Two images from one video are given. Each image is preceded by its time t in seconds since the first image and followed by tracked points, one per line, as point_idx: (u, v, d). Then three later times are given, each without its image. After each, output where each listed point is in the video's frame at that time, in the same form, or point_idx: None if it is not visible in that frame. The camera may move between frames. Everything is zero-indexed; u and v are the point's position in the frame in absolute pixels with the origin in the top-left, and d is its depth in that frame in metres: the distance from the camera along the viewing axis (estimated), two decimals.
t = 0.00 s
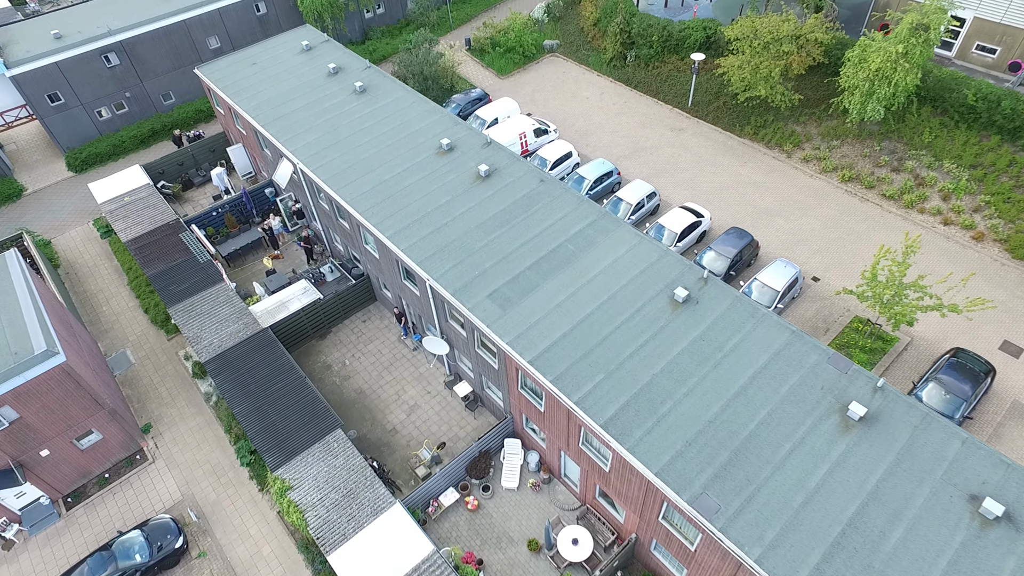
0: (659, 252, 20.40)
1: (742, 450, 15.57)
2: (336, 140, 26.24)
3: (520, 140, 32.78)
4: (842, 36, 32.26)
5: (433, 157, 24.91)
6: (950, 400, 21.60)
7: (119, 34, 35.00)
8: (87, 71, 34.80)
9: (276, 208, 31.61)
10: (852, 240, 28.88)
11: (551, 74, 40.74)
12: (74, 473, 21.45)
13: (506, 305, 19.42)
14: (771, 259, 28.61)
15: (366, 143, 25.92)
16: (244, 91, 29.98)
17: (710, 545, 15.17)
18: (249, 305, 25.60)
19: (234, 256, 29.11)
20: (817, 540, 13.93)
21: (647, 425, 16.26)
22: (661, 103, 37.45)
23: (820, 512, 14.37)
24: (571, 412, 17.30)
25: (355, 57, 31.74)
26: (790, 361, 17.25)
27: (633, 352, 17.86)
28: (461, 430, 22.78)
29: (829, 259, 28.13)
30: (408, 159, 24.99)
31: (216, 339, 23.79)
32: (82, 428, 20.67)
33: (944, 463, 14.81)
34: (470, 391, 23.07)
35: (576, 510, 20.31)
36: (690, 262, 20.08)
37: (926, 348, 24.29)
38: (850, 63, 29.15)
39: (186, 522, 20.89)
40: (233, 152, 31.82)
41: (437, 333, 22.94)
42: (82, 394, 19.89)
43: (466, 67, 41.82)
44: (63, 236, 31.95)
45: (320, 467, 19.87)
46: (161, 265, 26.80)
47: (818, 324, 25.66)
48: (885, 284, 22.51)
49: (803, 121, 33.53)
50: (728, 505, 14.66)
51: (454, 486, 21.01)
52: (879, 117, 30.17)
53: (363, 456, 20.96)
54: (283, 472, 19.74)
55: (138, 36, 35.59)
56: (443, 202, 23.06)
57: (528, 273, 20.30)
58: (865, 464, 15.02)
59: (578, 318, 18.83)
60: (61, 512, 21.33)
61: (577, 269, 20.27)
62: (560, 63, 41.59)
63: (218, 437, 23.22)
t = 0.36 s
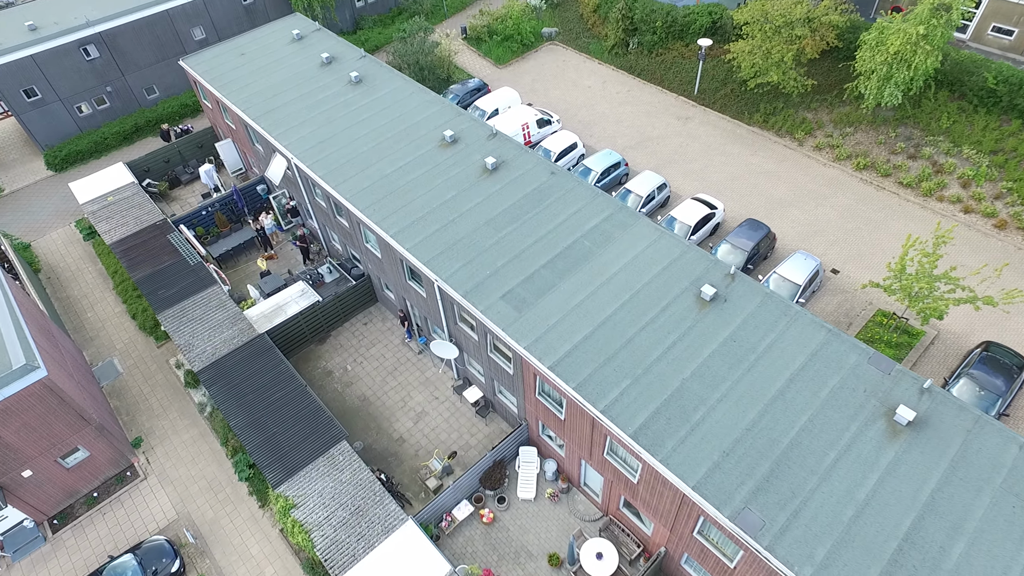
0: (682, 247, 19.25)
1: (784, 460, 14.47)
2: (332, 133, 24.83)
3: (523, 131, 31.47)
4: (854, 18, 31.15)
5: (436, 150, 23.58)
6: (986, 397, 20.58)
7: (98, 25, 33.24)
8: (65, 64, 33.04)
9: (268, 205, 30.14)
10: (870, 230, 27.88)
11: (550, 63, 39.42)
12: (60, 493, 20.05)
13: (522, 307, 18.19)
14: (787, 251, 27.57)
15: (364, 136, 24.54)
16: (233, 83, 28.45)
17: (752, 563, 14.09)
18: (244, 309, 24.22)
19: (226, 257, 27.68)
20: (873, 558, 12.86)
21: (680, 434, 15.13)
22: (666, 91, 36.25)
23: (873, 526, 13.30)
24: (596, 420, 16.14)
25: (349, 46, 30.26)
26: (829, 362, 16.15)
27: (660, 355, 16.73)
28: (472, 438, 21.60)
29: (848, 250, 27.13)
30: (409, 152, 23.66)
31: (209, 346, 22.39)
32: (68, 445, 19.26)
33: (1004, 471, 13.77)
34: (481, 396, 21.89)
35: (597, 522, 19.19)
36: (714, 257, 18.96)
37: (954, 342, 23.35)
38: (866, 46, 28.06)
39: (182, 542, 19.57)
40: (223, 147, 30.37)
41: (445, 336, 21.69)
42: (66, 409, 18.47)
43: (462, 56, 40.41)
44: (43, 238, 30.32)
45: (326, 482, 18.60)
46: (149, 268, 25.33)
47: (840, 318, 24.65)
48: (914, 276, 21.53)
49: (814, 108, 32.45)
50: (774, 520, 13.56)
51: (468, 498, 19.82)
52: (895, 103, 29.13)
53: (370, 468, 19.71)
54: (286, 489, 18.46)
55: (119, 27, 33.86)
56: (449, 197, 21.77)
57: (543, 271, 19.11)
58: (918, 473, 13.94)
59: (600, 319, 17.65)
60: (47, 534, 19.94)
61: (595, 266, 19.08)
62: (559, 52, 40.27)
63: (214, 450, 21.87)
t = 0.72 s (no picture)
0: (706, 245, 18.15)
1: (833, 475, 13.41)
2: (328, 130, 23.46)
3: (525, 125, 30.22)
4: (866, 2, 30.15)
5: (439, 146, 22.30)
6: None
7: (75, 19, 31.53)
8: (40, 61, 31.33)
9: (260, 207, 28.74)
10: (888, 221, 26.93)
11: (549, 54, 38.19)
12: (45, 521, 18.67)
13: (540, 313, 17.02)
14: (804, 246, 26.60)
15: (362, 132, 23.19)
16: (220, 78, 26.94)
17: None
18: (238, 317, 22.87)
19: (217, 262, 26.29)
20: None
21: (719, 448, 14.04)
22: (669, 81, 35.14)
23: (935, 546, 12.26)
24: (626, 434, 15.03)
25: (342, 38, 28.82)
26: (872, 366, 15.09)
27: (691, 362, 15.63)
28: (486, 450, 20.47)
29: (866, 243, 26.20)
30: (411, 148, 22.37)
31: (203, 359, 21.03)
32: (53, 471, 17.88)
33: None
34: (493, 405, 20.76)
35: (623, 538, 18.13)
36: (742, 255, 17.88)
37: (982, 338, 22.47)
38: (882, 31, 27.03)
39: (179, 571, 18.28)
40: (211, 146, 28.91)
41: (455, 342, 20.49)
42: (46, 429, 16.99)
43: (457, 48, 39.07)
44: (22, 245, 28.71)
45: (334, 504, 17.38)
46: (136, 276, 23.89)
47: (863, 314, 23.68)
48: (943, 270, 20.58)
49: (824, 96, 31.46)
50: (827, 542, 12.51)
51: (484, 516, 18.69)
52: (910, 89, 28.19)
53: (379, 487, 18.50)
54: (291, 513, 17.21)
55: (97, 21, 32.16)
56: (456, 195, 20.53)
57: (560, 273, 17.95)
58: (978, 486, 12.91)
59: (625, 324, 16.52)
60: (32, 566, 18.56)
61: (615, 267, 17.94)
62: (557, 42, 39.04)
63: (211, 469, 20.56)
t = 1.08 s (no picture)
0: (730, 248, 17.15)
1: (890, 493, 12.37)
2: (320, 135, 22.17)
3: (523, 125, 29.10)
4: None
5: (439, 149, 21.11)
6: None
7: (44, 24, 29.86)
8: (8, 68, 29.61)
9: (248, 217, 27.38)
10: (901, 216, 26.17)
11: (542, 52, 37.16)
12: (25, 568, 17.07)
13: (559, 325, 15.90)
14: (816, 243, 25.75)
15: (357, 136, 21.95)
16: (202, 83, 25.52)
17: None
18: (230, 336, 21.49)
19: (204, 277, 24.84)
20: None
21: (763, 468, 12.98)
22: (668, 78, 34.26)
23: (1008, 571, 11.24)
24: (661, 455, 13.91)
25: (330, 38, 27.53)
26: (918, 372, 14.12)
27: (725, 374, 14.58)
28: (499, 470, 19.30)
29: (880, 239, 25.41)
30: (409, 152, 21.17)
31: (194, 382, 19.60)
32: (32, 513, 16.29)
33: None
34: (506, 422, 19.62)
35: (651, 561, 17.04)
36: (768, 257, 16.90)
37: (1008, 335, 21.71)
38: (889, 20, 26.30)
39: None
40: (194, 154, 27.51)
41: (463, 357, 19.31)
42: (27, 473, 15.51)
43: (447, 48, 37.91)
44: None
45: (342, 538, 16.09)
46: (118, 295, 22.39)
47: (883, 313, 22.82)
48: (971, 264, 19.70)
49: (827, 89, 30.77)
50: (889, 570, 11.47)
51: (502, 542, 17.50)
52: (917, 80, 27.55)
53: (390, 516, 17.24)
54: (296, 549, 15.88)
55: (68, 26, 30.50)
56: (461, 201, 19.38)
57: (577, 281, 16.86)
58: None
59: (651, 335, 15.45)
60: None
61: (636, 273, 16.87)
62: (550, 40, 38.04)
63: (206, 501, 19.14)
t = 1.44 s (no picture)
0: (759, 249, 16.20)
1: (959, 512, 11.38)
2: (314, 139, 20.90)
3: (522, 124, 28.00)
4: None
5: (442, 152, 19.95)
6: None
7: (12, 28, 28.17)
8: None
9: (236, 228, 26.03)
10: (915, 209, 25.48)
11: (535, 49, 36.12)
12: None
13: (583, 337, 14.82)
14: (830, 240, 24.96)
15: (353, 140, 20.72)
16: (184, 87, 24.08)
17: None
18: (223, 356, 20.12)
19: (192, 293, 23.42)
20: None
21: (818, 488, 11.96)
22: (666, 73, 33.39)
23: None
24: (704, 476, 12.83)
25: (318, 38, 26.22)
26: (972, 377, 13.19)
27: (767, 385, 13.58)
28: (518, 491, 18.17)
29: (896, 233, 24.69)
30: (411, 155, 19.98)
31: (186, 408, 18.18)
32: (14, 562, 14.40)
33: None
34: (523, 439, 18.50)
35: None
36: (800, 257, 15.97)
37: None
38: (897, 9, 25.60)
39: None
40: (176, 163, 26.11)
41: (476, 371, 18.16)
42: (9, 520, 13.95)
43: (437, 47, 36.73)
44: None
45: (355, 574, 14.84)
46: (100, 315, 20.91)
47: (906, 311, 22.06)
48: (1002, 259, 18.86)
49: (831, 81, 30.07)
50: None
51: (526, 569, 16.37)
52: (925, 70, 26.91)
53: (405, 547, 16.02)
54: None
55: (38, 30, 28.83)
56: (469, 205, 18.23)
57: (599, 288, 15.79)
58: None
59: (684, 345, 14.44)
60: None
61: (661, 278, 15.84)
62: (543, 37, 37.01)
63: (203, 535, 17.77)
